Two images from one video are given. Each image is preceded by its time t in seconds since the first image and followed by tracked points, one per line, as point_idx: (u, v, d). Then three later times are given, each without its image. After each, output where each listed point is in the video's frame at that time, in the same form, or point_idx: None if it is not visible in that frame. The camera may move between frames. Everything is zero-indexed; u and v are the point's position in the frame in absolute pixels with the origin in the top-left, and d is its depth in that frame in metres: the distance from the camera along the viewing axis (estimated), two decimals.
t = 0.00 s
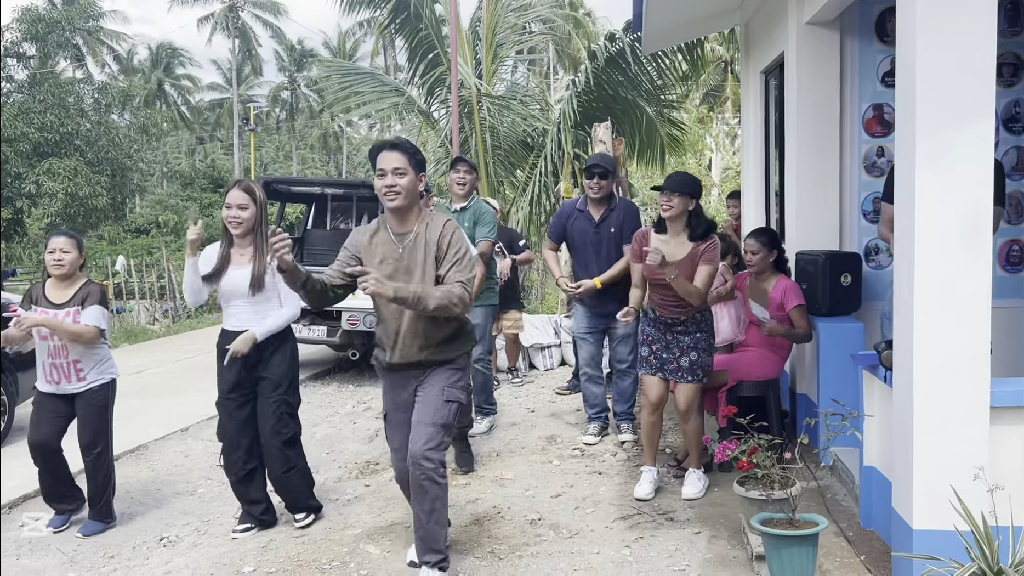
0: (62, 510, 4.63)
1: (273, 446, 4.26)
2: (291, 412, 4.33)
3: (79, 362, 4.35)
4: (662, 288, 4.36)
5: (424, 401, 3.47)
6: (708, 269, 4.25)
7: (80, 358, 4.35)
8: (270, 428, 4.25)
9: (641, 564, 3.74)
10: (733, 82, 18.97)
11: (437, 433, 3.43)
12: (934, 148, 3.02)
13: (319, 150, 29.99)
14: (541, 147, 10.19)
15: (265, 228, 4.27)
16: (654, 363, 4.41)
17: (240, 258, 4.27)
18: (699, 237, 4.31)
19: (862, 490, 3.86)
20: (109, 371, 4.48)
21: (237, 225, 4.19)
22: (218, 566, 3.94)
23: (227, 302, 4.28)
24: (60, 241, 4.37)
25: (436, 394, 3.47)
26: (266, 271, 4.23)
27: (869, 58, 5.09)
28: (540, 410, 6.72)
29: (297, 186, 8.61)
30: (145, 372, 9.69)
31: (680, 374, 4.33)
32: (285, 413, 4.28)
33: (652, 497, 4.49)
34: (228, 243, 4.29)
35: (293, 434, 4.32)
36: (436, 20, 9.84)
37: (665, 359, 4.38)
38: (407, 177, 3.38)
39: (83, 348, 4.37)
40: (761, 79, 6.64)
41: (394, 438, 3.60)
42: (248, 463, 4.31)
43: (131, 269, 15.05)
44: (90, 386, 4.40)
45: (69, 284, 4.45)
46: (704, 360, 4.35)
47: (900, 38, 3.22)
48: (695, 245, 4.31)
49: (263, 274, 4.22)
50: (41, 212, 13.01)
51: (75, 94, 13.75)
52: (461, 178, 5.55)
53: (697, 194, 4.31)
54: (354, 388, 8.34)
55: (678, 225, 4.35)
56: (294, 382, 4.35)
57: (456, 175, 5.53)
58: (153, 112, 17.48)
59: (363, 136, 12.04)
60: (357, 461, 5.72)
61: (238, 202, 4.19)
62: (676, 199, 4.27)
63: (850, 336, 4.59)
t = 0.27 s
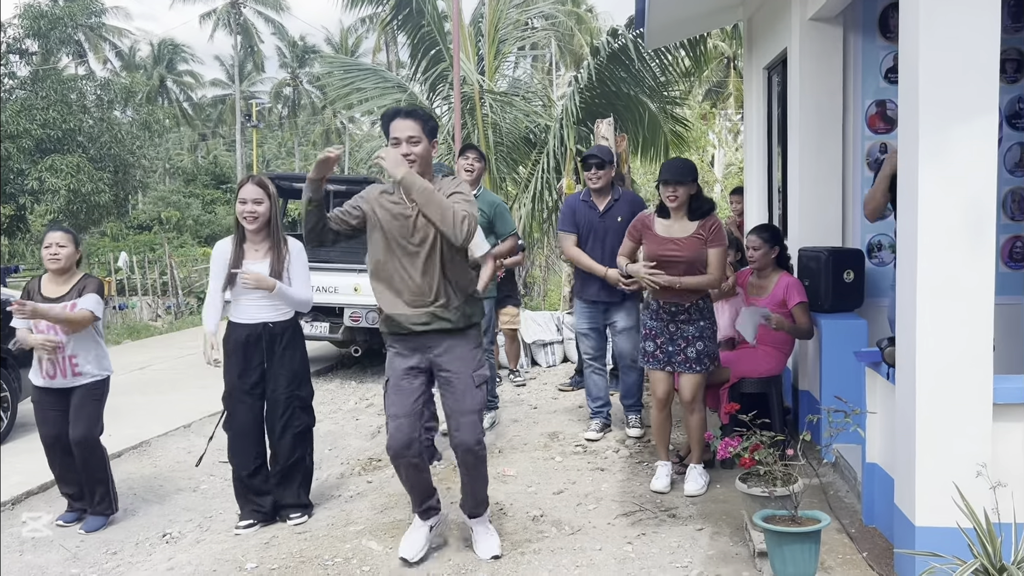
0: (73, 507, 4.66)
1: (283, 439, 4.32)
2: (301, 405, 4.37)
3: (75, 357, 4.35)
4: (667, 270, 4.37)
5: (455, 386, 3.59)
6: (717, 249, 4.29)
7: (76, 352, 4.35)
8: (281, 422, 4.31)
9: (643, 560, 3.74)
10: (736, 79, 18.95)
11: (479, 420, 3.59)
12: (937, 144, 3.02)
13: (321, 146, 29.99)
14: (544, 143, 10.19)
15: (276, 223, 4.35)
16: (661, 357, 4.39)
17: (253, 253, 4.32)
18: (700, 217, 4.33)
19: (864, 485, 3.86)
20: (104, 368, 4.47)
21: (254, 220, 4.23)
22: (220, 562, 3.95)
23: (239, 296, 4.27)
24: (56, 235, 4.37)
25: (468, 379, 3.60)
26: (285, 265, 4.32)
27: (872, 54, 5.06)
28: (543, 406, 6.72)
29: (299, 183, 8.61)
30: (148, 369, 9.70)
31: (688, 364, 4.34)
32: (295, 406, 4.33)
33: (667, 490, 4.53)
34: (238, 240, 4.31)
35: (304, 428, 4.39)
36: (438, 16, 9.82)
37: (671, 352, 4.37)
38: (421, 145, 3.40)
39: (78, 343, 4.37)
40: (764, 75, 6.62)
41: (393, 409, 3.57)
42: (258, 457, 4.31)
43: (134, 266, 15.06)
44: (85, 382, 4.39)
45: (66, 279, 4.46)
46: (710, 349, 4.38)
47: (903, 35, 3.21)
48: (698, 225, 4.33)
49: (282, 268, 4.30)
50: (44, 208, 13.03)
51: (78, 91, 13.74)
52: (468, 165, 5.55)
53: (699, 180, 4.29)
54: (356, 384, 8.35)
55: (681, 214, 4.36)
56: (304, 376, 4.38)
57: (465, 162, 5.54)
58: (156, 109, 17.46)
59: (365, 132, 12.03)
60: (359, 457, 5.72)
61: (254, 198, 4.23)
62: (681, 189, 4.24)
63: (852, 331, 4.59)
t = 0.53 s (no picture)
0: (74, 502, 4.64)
1: (298, 433, 4.36)
2: (310, 398, 4.40)
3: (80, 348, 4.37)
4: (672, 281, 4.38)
5: (464, 397, 3.55)
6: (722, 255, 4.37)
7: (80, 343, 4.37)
8: (296, 417, 4.34)
9: (645, 556, 3.74)
10: (738, 75, 18.94)
11: (484, 428, 3.60)
12: (939, 139, 3.01)
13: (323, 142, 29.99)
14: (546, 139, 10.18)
15: (281, 222, 4.34)
16: (665, 358, 4.37)
17: (256, 251, 4.28)
18: (701, 223, 4.35)
19: (866, 482, 3.86)
20: (107, 359, 4.48)
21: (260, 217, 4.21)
22: (222, 558, 3.95)
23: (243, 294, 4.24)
24: (61, 226, 4.35)
25: (477, 389, 3.55)
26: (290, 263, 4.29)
27: (874, 49, 5.07)
28: (544, 403, 6.71)
29: (301, 179, 8.61)
30: (150, 365, 9.71)
31: (692, 362, 4.34)
32: (304, 401, 4.36)
33: (670, 486, 4.54)
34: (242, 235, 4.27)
35: (315, 421, 4.44)
36: (440, 12, 9.80)
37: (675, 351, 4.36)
38: (423, 173, 3.36)
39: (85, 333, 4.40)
40: (767, 71, 6.61)
41: (404, 422, 3.51)
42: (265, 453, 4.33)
43: (135, 262, 15.07)
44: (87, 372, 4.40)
45: (68, 269, 4.44)
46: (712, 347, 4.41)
47: (905, 29, 3.20)
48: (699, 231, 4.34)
49: (286, 267, 4.27)
50: (46, 205, 13.03)
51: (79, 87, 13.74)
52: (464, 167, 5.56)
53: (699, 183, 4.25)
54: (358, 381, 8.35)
55: (682, 216, 4.35)
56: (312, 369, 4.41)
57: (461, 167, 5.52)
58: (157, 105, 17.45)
59: (367, 128, 12.02)
60: (361, 453, 5.72)
61: (265, 195, 4.21)
62: (688, 194, 4.21)
63: (853, 328, 4.59)
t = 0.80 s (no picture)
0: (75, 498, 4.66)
1: (299, 431, 4.37)
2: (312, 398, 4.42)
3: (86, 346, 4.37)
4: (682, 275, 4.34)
5: (445, 385, 3.43)
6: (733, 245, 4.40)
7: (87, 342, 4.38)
8: (296, 415, 4.36)
9: (645, 553, 3.74)
10: (738, 71, 18.95)
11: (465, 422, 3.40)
12: (942, 135, 3.00)
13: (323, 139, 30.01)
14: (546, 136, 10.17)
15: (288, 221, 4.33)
16: (670, 354, 4.39)
17: (262, 250, 4.30)
18: (712, 220, 4.35)
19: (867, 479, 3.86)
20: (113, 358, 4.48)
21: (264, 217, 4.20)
22: (223, 554, 3.95)
23: (249, 293, 4.27)
24: (69, 225, 4.35)
25: (458, 379, 3.43)
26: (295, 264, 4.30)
27: (876, 46, 5.04)
28: (545, 399, 6.71)
29: (302, 176, 8.60)
30: (151, 361, 9.71)
31: (698, 360, 4.36)
32: (307, 400, 4.38)
33: (671, 482, 4.52)
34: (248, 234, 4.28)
35: (315, 421, 4.44)
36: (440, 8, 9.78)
37: (681, 348, 4.37)
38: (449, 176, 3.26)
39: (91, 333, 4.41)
40: (768, 67, 6.60)
41: (384, 403, 3.45)
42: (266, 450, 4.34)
43: (136, 259, 15.07)
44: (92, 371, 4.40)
45: (75, 269, 4.45)
46: (718, 343, 4.41)
47: (908, 26, 3.19)
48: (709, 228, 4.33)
49: (292, 267, 4.29)
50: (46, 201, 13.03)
51: (79, 84, 13.72)
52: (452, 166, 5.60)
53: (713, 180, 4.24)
54: (358, 377, 8.35)
55: (692, 214, 4.33)
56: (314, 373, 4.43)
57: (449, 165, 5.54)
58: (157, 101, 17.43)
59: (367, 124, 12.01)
60: (362, 450, 5.72)
61: (269, 194, 4.21)
62: (704, 191, 4.19)
63: (854, 324, 4.59)
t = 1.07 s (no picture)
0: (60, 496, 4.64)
1: (301, 425, 4.40)
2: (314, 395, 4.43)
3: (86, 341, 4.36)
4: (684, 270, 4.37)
5: (471, 392, 3.41)
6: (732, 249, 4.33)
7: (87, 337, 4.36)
8: (300, 409, 4.38)
9: (646, 549, 3.74)
10: (738, 69, 18.93)
11: (492, 429, 3.42)
12: (944, 131, 2.99)
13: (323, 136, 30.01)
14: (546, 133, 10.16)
15: (286, 217, 4.29)
16: (685, 350, 4.37)
17: (263, 248, 4.27)
18: (715, 214, 4.34)
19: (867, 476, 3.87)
20: (109, 355, 4.48)
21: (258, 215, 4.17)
22: (223, 551, 3.94)
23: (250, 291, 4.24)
24: (71, 221, 4.30)
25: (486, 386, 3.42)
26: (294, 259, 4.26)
27: (876, 42, 5.00)
28: (545, 396, 6.71)
29: (302, 173, 8.59)
30: (150, 358, 9.71)
31: (714, 354, 4.37)
32: (310, 397, 4.40)
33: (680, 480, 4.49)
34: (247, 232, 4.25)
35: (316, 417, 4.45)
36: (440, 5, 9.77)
37: (696, 342, 4.36)
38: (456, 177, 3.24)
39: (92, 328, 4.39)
40: (768, 63, 6.58)
41: (405, 405, 3.39)
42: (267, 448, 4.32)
43: (136, 256, 15.06)
44: (89, 367, 4.39)
45: (78, 264, 4.42)
46: (732, 337, 4.42)
47: (909, 23, 3.18)
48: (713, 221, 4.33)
49: (293, 261, 4.25)
50: (46, 198, 13.02)
51: (79, 81, 13.70)
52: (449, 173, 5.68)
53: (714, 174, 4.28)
54: (358, 374, 8.35)
55: (695, 208, 4.35)
56: (315, 368, 4.45)
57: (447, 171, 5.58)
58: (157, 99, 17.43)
59: (367, 122, 11.99)
60: (362, 447, 5.72)
61: (261, 193, 4.17)
62: (698, 184, 4.23)
63: (855, 320, 4.59)
